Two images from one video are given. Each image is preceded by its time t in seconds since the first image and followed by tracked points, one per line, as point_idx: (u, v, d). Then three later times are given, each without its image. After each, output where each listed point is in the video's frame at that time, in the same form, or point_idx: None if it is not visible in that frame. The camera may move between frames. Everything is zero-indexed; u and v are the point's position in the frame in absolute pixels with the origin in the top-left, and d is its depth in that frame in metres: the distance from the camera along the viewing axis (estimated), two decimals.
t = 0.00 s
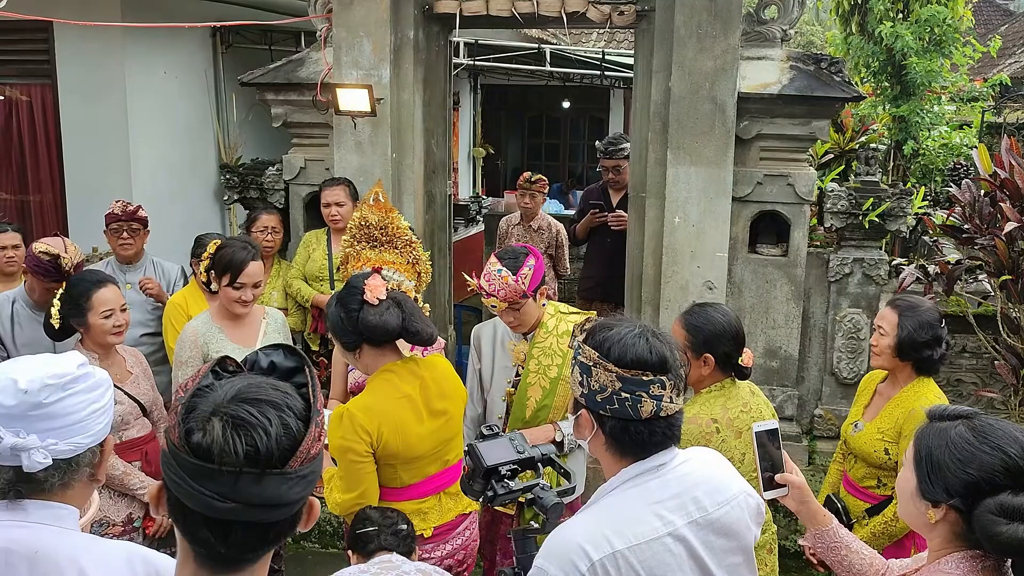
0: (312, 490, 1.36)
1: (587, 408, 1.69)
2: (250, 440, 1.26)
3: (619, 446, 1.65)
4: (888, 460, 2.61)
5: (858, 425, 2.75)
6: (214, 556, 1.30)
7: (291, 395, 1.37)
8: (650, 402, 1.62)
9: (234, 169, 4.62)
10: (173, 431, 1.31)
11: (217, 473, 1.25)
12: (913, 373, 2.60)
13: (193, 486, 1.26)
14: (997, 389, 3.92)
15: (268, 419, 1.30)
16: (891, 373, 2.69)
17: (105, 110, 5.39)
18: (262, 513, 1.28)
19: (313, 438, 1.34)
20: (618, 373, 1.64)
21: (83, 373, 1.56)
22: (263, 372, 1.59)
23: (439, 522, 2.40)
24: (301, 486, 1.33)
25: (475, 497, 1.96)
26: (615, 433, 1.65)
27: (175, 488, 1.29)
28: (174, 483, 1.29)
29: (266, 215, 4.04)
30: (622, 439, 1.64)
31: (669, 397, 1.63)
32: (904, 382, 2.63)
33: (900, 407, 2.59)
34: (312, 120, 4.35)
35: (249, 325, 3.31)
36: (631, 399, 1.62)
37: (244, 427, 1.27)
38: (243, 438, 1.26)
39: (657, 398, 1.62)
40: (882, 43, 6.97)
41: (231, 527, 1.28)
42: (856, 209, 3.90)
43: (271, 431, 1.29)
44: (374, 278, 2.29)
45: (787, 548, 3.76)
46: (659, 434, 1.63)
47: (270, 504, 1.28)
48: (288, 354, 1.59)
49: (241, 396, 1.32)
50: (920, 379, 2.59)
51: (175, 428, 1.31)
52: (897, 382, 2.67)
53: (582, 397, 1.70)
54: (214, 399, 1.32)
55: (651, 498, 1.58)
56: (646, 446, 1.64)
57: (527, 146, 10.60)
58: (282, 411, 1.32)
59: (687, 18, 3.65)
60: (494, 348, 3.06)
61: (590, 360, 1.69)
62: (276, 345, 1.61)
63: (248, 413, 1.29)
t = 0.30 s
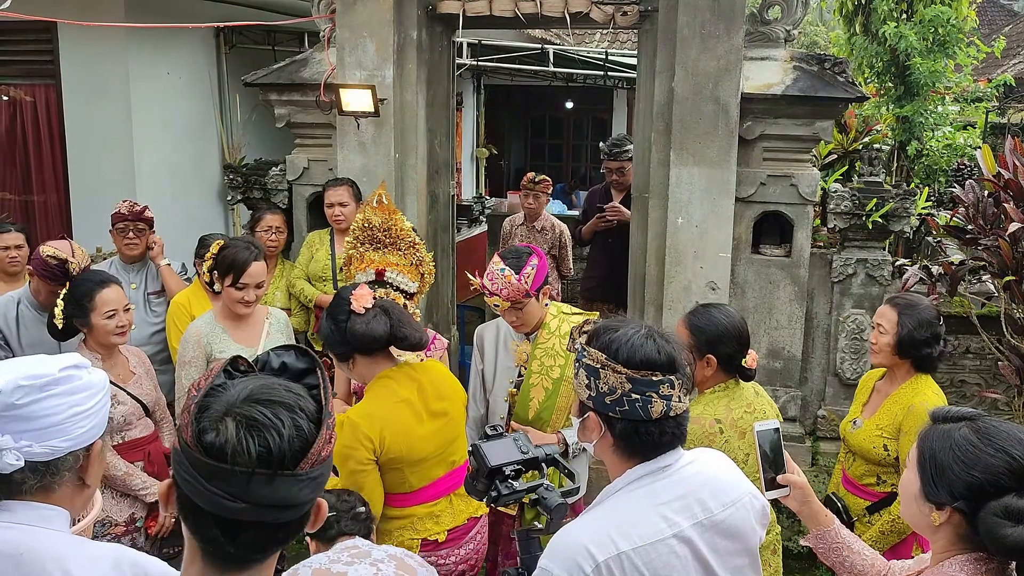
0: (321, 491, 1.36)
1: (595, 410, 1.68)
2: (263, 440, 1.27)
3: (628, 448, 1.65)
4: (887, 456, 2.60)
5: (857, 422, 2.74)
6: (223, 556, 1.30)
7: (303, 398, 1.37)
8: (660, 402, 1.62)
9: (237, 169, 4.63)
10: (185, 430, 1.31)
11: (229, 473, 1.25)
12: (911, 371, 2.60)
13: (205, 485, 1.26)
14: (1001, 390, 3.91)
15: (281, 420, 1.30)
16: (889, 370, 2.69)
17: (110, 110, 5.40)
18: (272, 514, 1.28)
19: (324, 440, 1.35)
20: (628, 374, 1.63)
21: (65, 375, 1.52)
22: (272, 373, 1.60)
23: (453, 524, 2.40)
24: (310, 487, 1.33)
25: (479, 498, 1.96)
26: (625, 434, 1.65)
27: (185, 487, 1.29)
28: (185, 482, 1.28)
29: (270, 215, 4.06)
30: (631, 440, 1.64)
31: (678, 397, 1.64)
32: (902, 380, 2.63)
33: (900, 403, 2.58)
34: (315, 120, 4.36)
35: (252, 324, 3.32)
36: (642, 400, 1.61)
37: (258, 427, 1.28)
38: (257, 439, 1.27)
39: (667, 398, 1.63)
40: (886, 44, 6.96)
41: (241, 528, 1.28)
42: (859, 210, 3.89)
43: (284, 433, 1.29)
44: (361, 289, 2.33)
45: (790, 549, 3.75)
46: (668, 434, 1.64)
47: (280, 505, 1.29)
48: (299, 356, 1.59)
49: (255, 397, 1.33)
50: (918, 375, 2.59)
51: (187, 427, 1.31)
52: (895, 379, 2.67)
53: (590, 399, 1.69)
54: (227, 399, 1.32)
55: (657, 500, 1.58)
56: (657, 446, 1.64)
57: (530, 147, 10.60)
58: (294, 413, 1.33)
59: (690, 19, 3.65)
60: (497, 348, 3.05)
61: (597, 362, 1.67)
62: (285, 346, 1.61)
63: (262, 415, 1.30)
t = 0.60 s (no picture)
0: (319, 492, 1.36)
1: (599, 412, 1.68)
2: (259, 441, 1.27)
3: (632, 449, 1.65)
4: (888, 456, 2.60)
5: (858, 422, 2.74)
6: (222, 557, 1.30)
7: (298, 397, 1.37)
8: (664, 403, 1.62)
9: (237, 170, 4.63)
10: (181, 433, 1.31)
11: (227, 475, 1.25)
12: (913, 371, 2.60)
13: (202, 488, 1.26)
14: (1000, 391, 3.91)
15: (277, 421, 1.30)
16: (891, 370, 2.69)
17: (110, 111, 5.41)
18: (270, 515, 1.28)
19: (321, 439, 1.35)
20: (632, 375, 1.63)
21: (53, 374, 1.53)
22: (266, 373, 1.59)
23: (482, 543, 2.27)
24: (309, 487, 1.33)
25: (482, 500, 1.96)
26: (629, 435, 1.64)
27: (182, 489, 1.29)
28: (182, 484, 1.28)
29: (270, 216, 4.05)
30: (635, 441, 1.64)
31: (682, 399, 1.64)
32: (903, 380, 2.63)
33: (900, 404, 2.58)
34: (316, 121, 4.36)
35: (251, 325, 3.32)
36: (646, 401, 1.62)
37: (253, 428, 1.28)
38: (253, 440, 1.26)
39: (670, 399, 1.63)
40: (886, 45, 6.96)
41: (240, 530, 1.28)
42: (859, 211, 3.89)
43: (280, 433, 1.29)
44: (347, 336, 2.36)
45: (791, 550, 3.75)
46: (672, 435, 1.64)
47: (278, 505, 1.28)
48: (292, 355, 1.59)
49: (250, 398, 1.32)
50: (919, 376, 2.59)
51: (183, 429, 1.30)
52: (896, 379, 2.67)
53: (593, 400, 1.69)
54: (222, 400, 1.32)
55: (659, 502, 1.58)
56: (660, 448, 1.64)
57: (530, 148, 10.61)
58: (290, 413, 1.33)
59: (690, 20, 3.65)
60: (497, 348, 3.05)
61: (601, 363, 1.67)
62: (279, 346, 1.61)
63: (258, 416, 1.29)
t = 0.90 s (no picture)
0: (312, 491, 1.36)
1: (596, 413, 1.68)
2: (249, 440, 1.26)
3: (629, 451, 1.65)
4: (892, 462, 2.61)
5: (864, 426, 2.74)
6: (215, 558, 1.29)
7: (288, 395, 1.37)
8: (661, 405, 1.62)
9: (234, 172, 4.63)
10: (170, 435, 1.31)
11: (217, 474, 1.25)
12: (923, 377, 2.60)
13: (192, 488, 1.26)
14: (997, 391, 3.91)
15: (265, 419, 1.30)
16: (900, 376, 2.68)
17: (107, 112, 5.40)
18: (261, 514, 1.28)
19: (311, 437, 1.34)
20: (630, 377, 1.63)
21: (37, 372, 1.57)
22: (257, 374, 1.59)
23: None
24: (302, 486, 1.33)
25: (481, 502, 1.96)
26: (626, 437, 1.64)
27: (173, 491, 1.28)
28: (173, 486, 1.28)
29: (268, 223, 4.03)
30: (633, 443, 1.64)
31: (678, 401, 1.64)
32: (912, 385, 2.62)
33: (907, 410, 2.58)
34: (312, 122, 4.36)
35: (249, 327, 3.32)
36: (644, 402, 1.62)
37: (241, 427, 1.27)
38: (242, 439, 1.26)
39: (667, 401, 1.63)
40: (883, 46, 6.97)
41: (232, 530, 1.27)
42: (856, 211, 3.89)
43: (270, 431, 1.29)
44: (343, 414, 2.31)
45: (788, 551, 3.75)
46: (670, 436, 1.64)
47: (270, 504, 1.28)
48: (282, 355, 1.58)
49: (238, 397, 1.32)
50: (927, 381, 2.59)
51: (172, 431, 1.30)
52: (905, 385, 2.66)
53: (591, 401, 1.69)
54: (211, 400, 1.31)
55: (656, 503, 1.58)
56: (658, 449, 1.64)
57: (527, 148, 10.60)
58: (279, 411, 1.32)
59: (686, 21, 3.65)
60: (493, 348, 3.05)
61: (599, 364, 1.67)
62: (269, 346, 1.61)
63: (247, 414, 1.29)
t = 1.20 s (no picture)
0: (301, 491, 1.35)
1: (589, 412, 1.68)
2: (235, 439, 1.26)
3: (622, 450, 1.64)
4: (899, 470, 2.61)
5: (871, 433, 2.74)
6: (204, 559, 1.29)
7: (274, 394, 1.36)
8: (653, 404, 1.62)
9: (228, 172, 4.62)
10: (155, 436, 1.30)
11: (202, 474, 1.24)
12: (932, 385, 2.59)
13: (178, 489, 1.25)
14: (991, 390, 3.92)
15: (251, 418, 1.29)
16: (909, 384, 2.67)
17: (102, 113, 5.38)
18: (250, 513, 1.27)
19: (299, 436, 1.34)
20: (622, 376, 1.63)
21: (24, 372, 1.58)
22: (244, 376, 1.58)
23: None
24: (291, 485, 1.32)
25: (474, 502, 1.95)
26: (619, 436, 1.64)
27: (159, 492, 1.28)
28: (158, 487, 1.28)
29: (262, 225, 4.01)
30: (626, 442, 1.64)
31: (671, 399, 1.64)
32: (921, 393, 2.61)
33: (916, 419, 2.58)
34: (306, 123, 4.35)
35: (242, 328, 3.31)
36: (636, 401, 1.61)
37: (226, 426, 1.27)
38: (228, 438, 1.26)
39: (660, 400, 1.62)
40: (877, 46, 6.99)
41: (220, 530, 1.27)
42: (850, 211, 3.90)
43: (256, 430, 1.28)
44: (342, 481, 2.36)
45: (782, 550, 3.75)
46: (663, 435, 1.63)
47: (259, 503, 1.27)
48: (269, 357, 1.58)
49: (224, 397, 1.32)
50: (937, 389, 2.58)
51: (156, 432, 1.30)
52: (914, 392, 2.65)
53: (584, 401, 1.68)
54: (197, 401, 1.31)
55: (650, 502, 1.58)
56: (650, 448, 1.64)
57: (522, 149, 10.61)
58: (265, 411, 1.32)
59: (680, 21, 3.65)
60: (487, 349, 3.04)
61: (591, 363, 1.67)
62: (257, 347, 1.60)
63: (233, 413, 1.29)
